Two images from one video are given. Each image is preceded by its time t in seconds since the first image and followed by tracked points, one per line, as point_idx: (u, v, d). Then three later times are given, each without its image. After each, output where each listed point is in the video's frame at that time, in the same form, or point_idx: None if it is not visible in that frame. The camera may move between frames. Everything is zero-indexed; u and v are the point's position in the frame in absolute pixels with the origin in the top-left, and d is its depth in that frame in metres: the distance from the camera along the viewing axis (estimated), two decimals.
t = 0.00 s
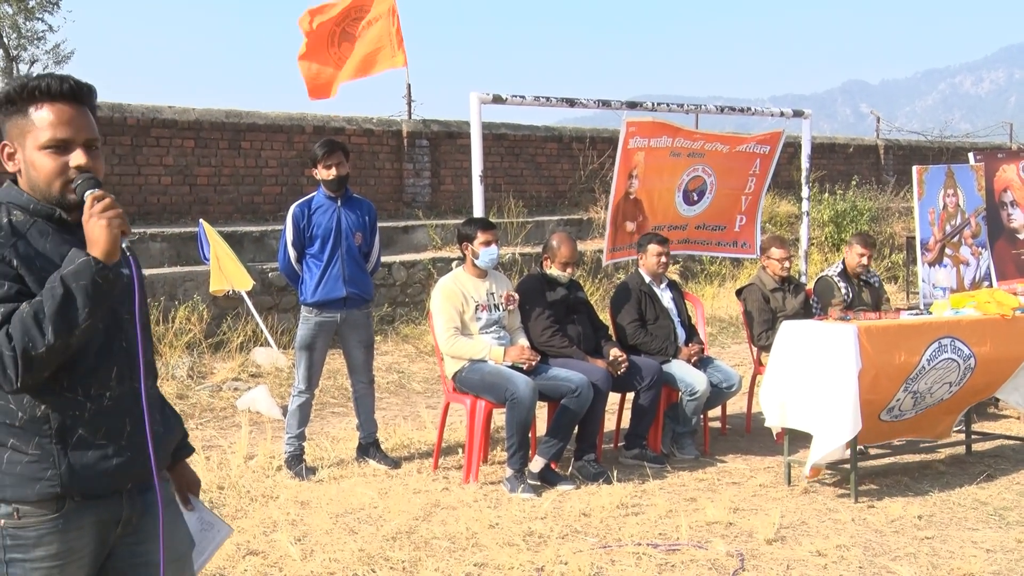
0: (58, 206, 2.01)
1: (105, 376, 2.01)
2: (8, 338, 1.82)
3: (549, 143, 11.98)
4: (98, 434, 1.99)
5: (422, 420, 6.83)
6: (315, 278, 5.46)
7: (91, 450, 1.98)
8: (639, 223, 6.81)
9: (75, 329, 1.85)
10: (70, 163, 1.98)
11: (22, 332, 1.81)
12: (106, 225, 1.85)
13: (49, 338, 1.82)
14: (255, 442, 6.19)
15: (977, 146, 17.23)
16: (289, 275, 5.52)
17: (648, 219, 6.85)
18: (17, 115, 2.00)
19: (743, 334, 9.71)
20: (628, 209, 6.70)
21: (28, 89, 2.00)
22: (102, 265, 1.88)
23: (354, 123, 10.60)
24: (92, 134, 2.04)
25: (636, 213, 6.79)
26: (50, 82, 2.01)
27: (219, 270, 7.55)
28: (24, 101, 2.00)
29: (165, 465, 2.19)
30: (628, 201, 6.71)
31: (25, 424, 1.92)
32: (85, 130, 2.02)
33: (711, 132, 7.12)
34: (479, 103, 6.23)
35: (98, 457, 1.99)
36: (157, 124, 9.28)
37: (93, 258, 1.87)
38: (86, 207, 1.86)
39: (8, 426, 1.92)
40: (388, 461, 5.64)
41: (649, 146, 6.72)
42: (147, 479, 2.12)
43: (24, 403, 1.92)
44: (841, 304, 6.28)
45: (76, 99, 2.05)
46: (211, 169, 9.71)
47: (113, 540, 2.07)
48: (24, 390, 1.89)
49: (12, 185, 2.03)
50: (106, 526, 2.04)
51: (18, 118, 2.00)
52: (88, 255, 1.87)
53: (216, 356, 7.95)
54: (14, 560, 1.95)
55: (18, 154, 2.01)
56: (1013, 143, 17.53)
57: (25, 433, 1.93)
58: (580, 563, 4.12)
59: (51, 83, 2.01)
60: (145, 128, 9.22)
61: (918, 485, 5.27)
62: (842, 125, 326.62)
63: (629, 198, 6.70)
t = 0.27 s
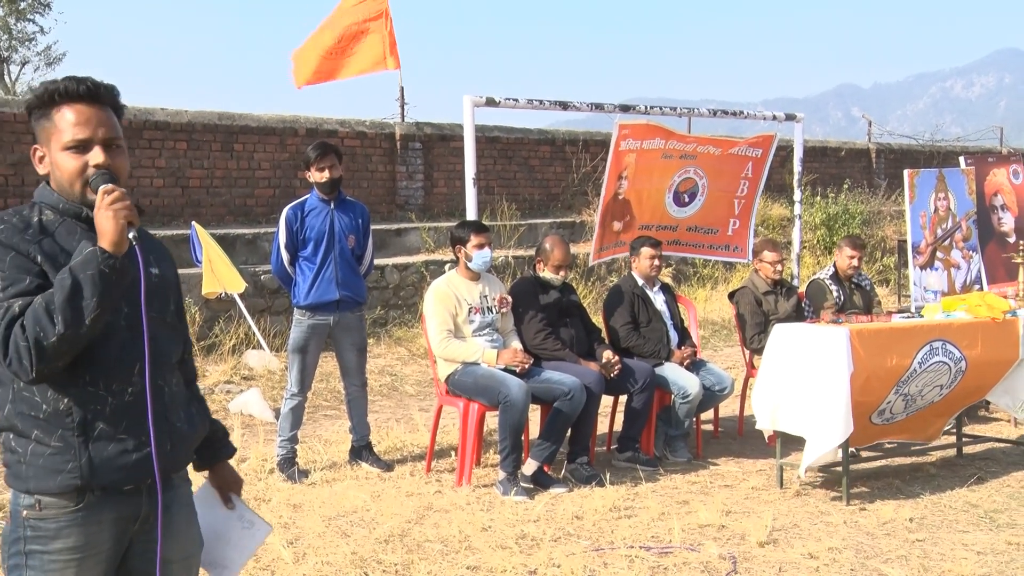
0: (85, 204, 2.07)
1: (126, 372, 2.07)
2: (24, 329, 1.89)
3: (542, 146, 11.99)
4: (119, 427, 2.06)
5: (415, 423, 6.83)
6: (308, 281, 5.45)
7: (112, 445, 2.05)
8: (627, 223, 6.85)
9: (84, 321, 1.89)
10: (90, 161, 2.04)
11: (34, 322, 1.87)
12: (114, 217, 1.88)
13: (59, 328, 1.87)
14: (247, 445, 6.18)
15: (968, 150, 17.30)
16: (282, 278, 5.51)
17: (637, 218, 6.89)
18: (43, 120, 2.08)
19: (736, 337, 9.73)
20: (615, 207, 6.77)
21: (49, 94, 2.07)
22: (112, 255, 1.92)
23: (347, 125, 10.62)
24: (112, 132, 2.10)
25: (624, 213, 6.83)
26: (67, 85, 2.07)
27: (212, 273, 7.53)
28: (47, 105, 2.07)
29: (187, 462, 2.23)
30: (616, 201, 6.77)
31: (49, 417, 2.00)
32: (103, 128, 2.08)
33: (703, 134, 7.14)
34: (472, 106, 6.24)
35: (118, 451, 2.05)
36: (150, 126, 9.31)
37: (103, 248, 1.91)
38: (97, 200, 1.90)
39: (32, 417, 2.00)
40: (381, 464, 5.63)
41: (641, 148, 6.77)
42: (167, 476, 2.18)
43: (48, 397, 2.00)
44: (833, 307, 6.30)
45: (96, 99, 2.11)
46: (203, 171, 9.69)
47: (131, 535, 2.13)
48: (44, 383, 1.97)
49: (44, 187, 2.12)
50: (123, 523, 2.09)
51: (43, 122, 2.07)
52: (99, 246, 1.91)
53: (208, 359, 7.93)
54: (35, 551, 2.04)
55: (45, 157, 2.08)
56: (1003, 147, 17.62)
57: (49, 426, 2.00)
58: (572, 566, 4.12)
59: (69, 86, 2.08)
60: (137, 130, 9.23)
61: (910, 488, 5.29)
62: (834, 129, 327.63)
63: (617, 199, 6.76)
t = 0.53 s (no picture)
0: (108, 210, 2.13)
1: (136, 374, 2.11)
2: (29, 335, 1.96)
3: (532, 149, 12.00)
4: (127, 428, 2.11)
5: (404, 427, 6.82)
6: (297, 285, 5.44)
7: (120, 444, 2.10)
8: (616, 226, 6.87)
9: (82, 331, 1.93)
10: (113, 171, 2.08)
11: (35, 330, 1.94)
12: (117, 231, 1.90)
13: (56, 337, 1.93)
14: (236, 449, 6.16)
15: (955, 155, 17.40)
16: (271, 282, 5.51)
17: (626, 222, 6.90)
18: (77, 126, 2.14)
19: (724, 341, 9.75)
20: (603, 211, 6.78)
21: (84, 102, 2.13)
22: (113, 271, 1.95)
23: (337, 129, 10.62)
24: (139, 143, 2.13)
25: (612, 216, 6.84)
26: (100, 95, 2.12)
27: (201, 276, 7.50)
28: (81, 113, 2.13)
29: (199, 463, 2.26)
30: (605, 204, 6.78)
31: (61, 414, 2.07)
32: (131, 139, 2.11)
33: (691, 138, 7.15)
34: (462, 110, 6.25)
35: (127, 450, 2.10)
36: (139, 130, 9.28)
37: (105, 263, 1.94)
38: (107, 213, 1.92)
39: (46, 414, 2.07)
40: (370, 468, 5.62)
41: (631, 152, 6.79)
42: (177, 476, 2.22)
43: (61, 394, 2.06)
44: (821, 311, 6.33)
45: (128, 109, 2.14)
46: (192, 175, 9.66)
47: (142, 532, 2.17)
48: (54, 382, 2.04)
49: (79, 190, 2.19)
50: (133, 520, 2.14)
51: (77, 128, 2.14)
52: (103, 260, 1.95)
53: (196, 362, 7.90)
54: (46, 544, 2.09)
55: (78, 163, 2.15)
56: (989, 152, 17.73)
57: (62, 422, 2.07)
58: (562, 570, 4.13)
59: (101, 96, 2.12)
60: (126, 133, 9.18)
61: (897, 491, 5.31)
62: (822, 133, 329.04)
63: (606, 202, 6.77)
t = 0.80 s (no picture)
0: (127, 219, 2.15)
1: (135, 379, 2.12)
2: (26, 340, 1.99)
3: (524, 152, 12.01)
4: (125, 430, 2.11)
5: (397, 429, 6.81)
6: (290, 287, 5.44)
7: (118, 444, 2.10)
8: (607, 228, 6.88)
9: (74, 342, 1.95)
10: (132, 184, 2.10)
11: (30, 339, 1.97)
12: (116, 250, 1.93)
13: (48, 347, 1.95)
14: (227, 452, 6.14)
15: (945, 157, 17.48)
16: (264, 284, 5.50)
17: (618, 223, 6.92)
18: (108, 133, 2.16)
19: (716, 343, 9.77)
20: (594, 213, 6.79)
21: (115, 112, 2.14)
22: (112, 289, 1.96)
23: (329, 131, 10.61)
24: (162, 158, 2.13)
25: (603, 217, 6.86)
26: (127, 107, 2.12)
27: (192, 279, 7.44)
28: (112, 121, 2.15)
29: (198, 469, 2.25)
30: (596, 206, 6.79)
31: (64, 411, 2.08)
32: (154, 154, 2.11)
33: (682, 139, 7.17)
34: (454, 112, 6.25)
35: (123, 450, 2.10)
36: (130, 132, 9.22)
37: (103, 281, 1.96)
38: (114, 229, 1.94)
39: (51, 410, 2.10)
40: (362, 470, 5.62)
41: (622, 153, 6.81)
42: (176, 479, 2.21)
43: (65, 391, 2.08)
44: (813, 313, 6.35)
45: (156, 123, 2.14)
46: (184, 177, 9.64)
47: (136, 529, 2.16)
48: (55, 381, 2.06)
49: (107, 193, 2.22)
50: (129, 516, 2.13)
51: (108, 136, 2.15)
52: (100, 279, 1.97)
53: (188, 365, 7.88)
54: (46, 535, 2.10)
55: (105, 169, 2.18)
56: (979, 155, 17.81)
57: (64, 418, 2.09)
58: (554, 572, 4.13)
59: (129, 107, 2.13)
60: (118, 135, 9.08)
61: (889, 493, 5.33)
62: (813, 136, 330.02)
63: (597, 204, 6.78)
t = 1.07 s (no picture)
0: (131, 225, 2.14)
1: (127, 384, 2.11)
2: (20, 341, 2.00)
3: (514, 155, 12.02)
4: (114, 435, 2.10)
5: (387, 433, 6.80)
6: (280, 290, 5.43)
7: (106, 448, 2.09)
8: (593, 227, 6.88)
9: (64, 346, 1.95)
10: (138, 192, 2.10)
11: (25, 339, 1.98)
12: (111, 257, 1.92)
13: (41, 349, 1.95)
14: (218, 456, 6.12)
15: (933, 160, 17.56)
16: (254, 288, 5.50)
17: (603, 223, 6.92)
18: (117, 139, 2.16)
19: (707, 346, 9.80)
20: (581, 212, 6.79)
21: (123, 118, 2.14)
22: (107, 294, 1.96)
23: (319, 134, 10.59)
24: (168, 165, 2.12)
25: (590, 217, 6.86)
26: (136, 115, 2.12)
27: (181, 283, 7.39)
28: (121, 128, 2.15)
29: (186, 477, 2.23)
30: (583, 207, 6.80)
31: (57, 413, 2.10)
32: (160, 162, 2.11)
33: (671, 141, 7.20)
34: (444, 115, 6.25)
35: (109, 455, 2.09)
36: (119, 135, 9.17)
37: (99, 287, 1.95)
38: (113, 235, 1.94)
39: (46, 409, 2.11)
40: (353, 474, 5.60)
41: (611, 155, 6.82)
42: (164, 485, 2.19)
43: (57, 393, 2.09)
44: (803, 316, 6.37)
45: (164, 130, 2.14)
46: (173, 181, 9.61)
47: (122, 533, 2.15)
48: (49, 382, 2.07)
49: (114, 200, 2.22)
50: (115, 521, 2.12)
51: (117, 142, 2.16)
52: (98, 285, 1.96)
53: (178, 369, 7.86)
54: (32, 535, 2.11)
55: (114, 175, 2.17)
56: (966, 158, 17.92)
57: (56, 419, 2.10)
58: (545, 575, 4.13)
59: (138, 115, 2.12)
60: (107, 139, 9.05)
61: (878, 495, 5.35)
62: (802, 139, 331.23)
63: (584, 204, 6.79)
